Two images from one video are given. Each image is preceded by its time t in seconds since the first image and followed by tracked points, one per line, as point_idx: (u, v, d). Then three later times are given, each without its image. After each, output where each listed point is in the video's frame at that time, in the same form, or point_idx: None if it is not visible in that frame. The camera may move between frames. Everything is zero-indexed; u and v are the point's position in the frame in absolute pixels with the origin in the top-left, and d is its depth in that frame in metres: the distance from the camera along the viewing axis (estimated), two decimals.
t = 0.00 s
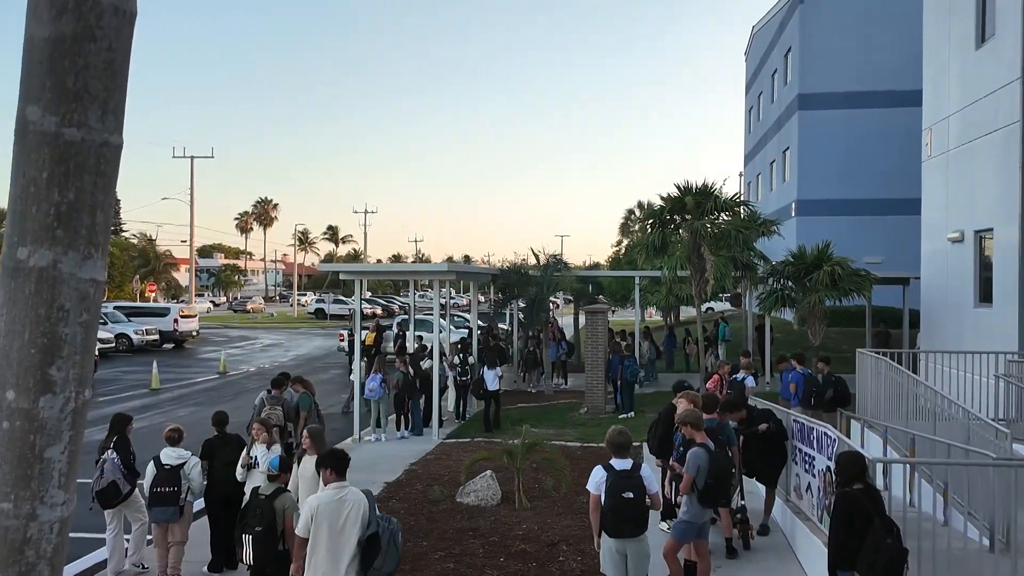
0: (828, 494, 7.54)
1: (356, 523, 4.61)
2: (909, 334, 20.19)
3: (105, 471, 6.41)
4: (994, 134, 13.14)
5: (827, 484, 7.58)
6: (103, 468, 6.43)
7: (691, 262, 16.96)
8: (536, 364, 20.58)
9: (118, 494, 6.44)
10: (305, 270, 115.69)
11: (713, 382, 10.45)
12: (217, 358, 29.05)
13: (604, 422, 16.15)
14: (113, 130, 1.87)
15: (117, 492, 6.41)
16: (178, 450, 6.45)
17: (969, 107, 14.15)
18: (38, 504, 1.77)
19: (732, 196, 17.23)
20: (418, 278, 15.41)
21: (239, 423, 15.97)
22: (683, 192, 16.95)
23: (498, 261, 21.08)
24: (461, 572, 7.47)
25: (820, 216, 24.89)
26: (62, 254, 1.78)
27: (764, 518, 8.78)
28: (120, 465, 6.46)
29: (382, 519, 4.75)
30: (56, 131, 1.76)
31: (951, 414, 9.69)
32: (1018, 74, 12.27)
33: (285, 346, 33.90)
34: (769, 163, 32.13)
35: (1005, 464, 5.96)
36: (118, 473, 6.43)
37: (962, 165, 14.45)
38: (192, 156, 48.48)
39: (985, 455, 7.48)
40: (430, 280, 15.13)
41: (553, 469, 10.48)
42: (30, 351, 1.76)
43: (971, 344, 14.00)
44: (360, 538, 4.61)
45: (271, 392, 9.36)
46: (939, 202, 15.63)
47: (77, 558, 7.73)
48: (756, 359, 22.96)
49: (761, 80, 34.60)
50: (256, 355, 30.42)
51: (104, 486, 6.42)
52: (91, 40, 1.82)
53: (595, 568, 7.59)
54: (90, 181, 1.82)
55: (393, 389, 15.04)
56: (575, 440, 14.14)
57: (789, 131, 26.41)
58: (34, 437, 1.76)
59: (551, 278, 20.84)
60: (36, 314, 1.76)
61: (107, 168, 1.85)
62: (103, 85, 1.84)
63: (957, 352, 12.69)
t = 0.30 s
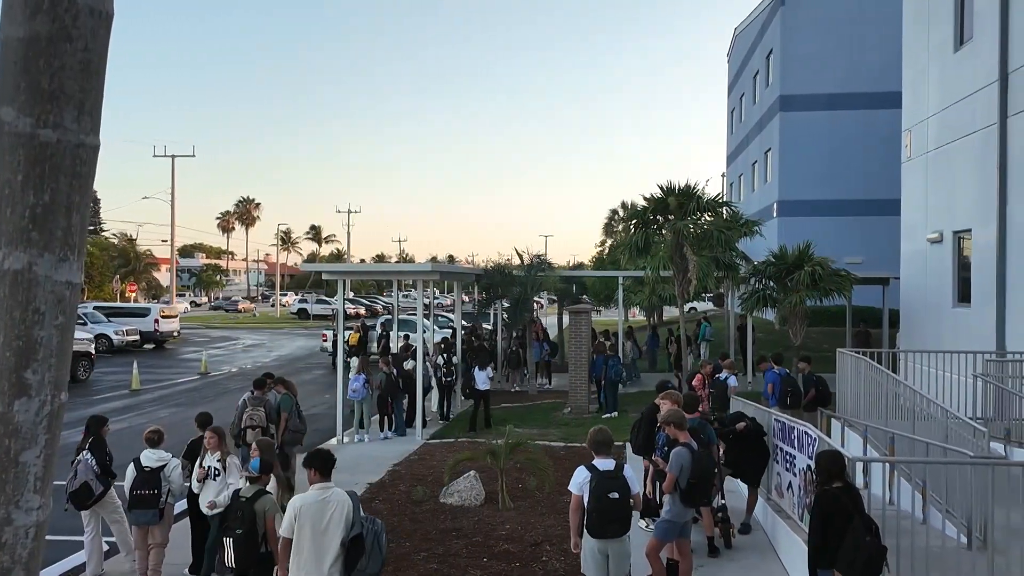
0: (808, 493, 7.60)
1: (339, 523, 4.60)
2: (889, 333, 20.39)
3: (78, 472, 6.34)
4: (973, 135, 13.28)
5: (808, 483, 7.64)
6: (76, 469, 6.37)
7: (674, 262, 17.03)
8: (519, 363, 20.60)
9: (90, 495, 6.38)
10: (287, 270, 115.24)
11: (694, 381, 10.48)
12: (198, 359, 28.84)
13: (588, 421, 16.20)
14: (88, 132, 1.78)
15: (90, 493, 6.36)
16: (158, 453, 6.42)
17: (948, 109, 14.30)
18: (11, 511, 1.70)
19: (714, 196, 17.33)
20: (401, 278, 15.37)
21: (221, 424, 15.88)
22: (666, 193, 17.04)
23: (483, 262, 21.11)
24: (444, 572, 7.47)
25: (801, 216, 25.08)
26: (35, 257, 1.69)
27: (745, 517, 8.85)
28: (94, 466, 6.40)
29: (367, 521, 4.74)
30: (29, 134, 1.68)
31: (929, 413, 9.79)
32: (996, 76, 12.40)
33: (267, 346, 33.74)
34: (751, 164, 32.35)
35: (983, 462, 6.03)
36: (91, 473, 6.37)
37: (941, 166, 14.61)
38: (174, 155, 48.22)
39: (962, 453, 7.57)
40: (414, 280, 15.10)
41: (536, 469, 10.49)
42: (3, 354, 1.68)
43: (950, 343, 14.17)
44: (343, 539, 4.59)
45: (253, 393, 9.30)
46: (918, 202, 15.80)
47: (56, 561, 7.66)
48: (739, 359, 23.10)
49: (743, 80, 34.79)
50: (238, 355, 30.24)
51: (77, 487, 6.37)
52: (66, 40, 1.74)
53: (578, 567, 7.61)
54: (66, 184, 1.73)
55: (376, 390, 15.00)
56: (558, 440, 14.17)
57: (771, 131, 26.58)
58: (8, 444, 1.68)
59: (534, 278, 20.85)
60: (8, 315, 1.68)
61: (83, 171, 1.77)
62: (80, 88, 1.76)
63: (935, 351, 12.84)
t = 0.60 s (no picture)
0: (787, 491, 7.68)
1: (313, 524, 4.60)
2: (867, 333, 20.62)
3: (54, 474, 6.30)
4: (950, 137, 13.44)
5: (786, 481, 7.72)
6: (52, 472, 6.33)
7: (656, 262, 17.12)
8: (502, 363, 20.64)
9: (65, 498, 6.33)
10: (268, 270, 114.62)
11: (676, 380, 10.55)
12: (178, 360, 28.65)
13: (570, 421, 16.26)
14: (64, 133, 1.69)
15: (66, 495, 6.31)
16: (137, 454, 6.35)
17: (926, 110, 14.48)
18: None
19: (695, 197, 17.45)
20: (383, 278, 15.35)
21: (202, 425, 15.81)
22: (648, 193, 17.14)
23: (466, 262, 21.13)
24: (425, 573, 7.48)
25: (781, 217, 25.29)
26: (10, 261, 1.59)
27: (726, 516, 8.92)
28: (69, 468, 6.35)
29: (339, 521, 4.74)
30: (5, 132, 1.58)
31: (906, 412, 9.91)
32: (973, 79, 12.57)
33: (248, 347, 33.58)
34: (732, 165, 32.57)
35: (958, 459, 6.11)
36: (66, 476, 6.32)
37: (919, 168, 14.78)
38: (154, 155, 47.89)
39: (939, 451, 7.67)
40: (396, 280, 15.08)
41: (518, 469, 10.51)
42: None
43: (927, 342, 14.34)
44: (316, 539, 4.60)
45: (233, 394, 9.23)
46: (896, 203, 15.97)
47: (33, 564, 7.60)
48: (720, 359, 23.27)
49: (725, 82, 35.04)
50: (219, 356, 30.07)
51: (52, 489, 6.32)
52: (42, 42, 1.65)
53: (559, 567, 7.64)
54: (40, 186, 1.64)
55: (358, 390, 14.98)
56: (541, 440, 14.20)
57: (752, 133, 26.78)
58: None
59: (517, 278, 20.89)
60: None
61: (58, 173, 1.68)
62: (56, 89, 1.67)
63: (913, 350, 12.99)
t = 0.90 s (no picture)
0: (757, 489, 7.77)
1: (275, 529, 4.58)
2: (836, 332, 20.90)
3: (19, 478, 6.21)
4: (917, 139, 13.68)
5: (757, 479, 7.81)
6: (18, 475, 6.24)
7: (629, 262, 17.22)
8: (476, 363, 20.62)
9: (31, 502, 6.22)
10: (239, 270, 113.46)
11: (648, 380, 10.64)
12: (147, 361, 28.27)
13: (544, 421, 16.29)
14: (28, 135, 1.67)
15: (31, 499, 6.20)
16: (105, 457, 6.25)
17: (893, 114, 14.71)
18: None
19: (668, 198, 17.58)
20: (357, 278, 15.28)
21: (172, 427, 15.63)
22: (621, 194, 17.26)
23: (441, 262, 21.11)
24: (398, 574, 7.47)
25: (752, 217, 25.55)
26: None
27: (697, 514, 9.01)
28: (36, 472, 6.26)
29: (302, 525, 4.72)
30: None
31: (874, 410, 10.07)
32: (939, 82, 12.80)
33: (218, 347, 33.24)
34: (704, 166, 32.86)
35: (924, 457, 6.21)
36: (32, 480, 6.23)
37: (886, 169, 15.02)
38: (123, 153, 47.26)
39: (905, 449, 7.80)
40: (369, 280, 15.01)
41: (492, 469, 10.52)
42: None
43: (894, 341, 14.58)
44: (279, 544, 4.58)
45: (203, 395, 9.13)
46: (864, 204, 16.23)
47: None
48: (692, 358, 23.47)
49: (697, 84, 35.34)
50: (189, 356, 29.72)
51: (17, 493, 6.22)
52: (5, 42, 1.64)
53: (532, 567, 7.66)
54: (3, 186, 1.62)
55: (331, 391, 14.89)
56: (514, 440, 14.21)
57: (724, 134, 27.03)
58: None
59: (491, 278, 20.88)
60: None
61: (22, 175, 1.67)
62: (19, 90, 1.65)
63: (880, 349, 13.18)
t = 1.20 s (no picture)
0: (732, 486, 7.84)
1: (247, 529, 4.54)
2: (809, 332, 21.14)
3: None
4: (888, 141, 13.87)
5: (731, 477, 7.88)
6: None
7: (606, 262, 17.28)
8: (453, 362, 20.59)
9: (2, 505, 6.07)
10: (213, 269, 112.37)
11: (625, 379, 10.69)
12: (118, 361, 27.90)
13: (521, 420, 16.32)
14: None
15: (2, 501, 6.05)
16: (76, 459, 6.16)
17: (865, 115, 14.90)
18: None
19: (644, 198, 17.68)
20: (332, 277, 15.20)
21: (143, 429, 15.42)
22: (597, 194, 17.32)
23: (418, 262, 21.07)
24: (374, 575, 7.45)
25: (727, 217, 25.77)
26: None
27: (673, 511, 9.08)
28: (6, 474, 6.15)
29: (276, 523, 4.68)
30: None
31: (846, 408, 10.20)
32: (910, 85, 12.98)
33: (191, 347, 32.87)
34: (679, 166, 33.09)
35: (895, 454, 6.29)
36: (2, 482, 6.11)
37: (858, 170, 15.21)
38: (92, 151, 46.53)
39: (876, 446, 7.91)
40: (345, 280, 14.94)
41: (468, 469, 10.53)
42: None
43: (866, 340, 14.77)
44: (251, 544, 4.54)
45: (174, 396, 9.01)
46: (836, 205, 16.43)
47: None
48: (668, 357, 23.61)
49: (672, 84, 35.54)
50: (161, 357, 29.39)
51: None
52: None
53: (509, 566, 7.67)
54: None
55: (306, 391, 14.80)
56: (491, 440, 14.20)
57: (699, 134, 27.22)
58: None
59: (468, 278, 20.85)
60: None
61: None
62: None
63: (851, 348, 13.38)
